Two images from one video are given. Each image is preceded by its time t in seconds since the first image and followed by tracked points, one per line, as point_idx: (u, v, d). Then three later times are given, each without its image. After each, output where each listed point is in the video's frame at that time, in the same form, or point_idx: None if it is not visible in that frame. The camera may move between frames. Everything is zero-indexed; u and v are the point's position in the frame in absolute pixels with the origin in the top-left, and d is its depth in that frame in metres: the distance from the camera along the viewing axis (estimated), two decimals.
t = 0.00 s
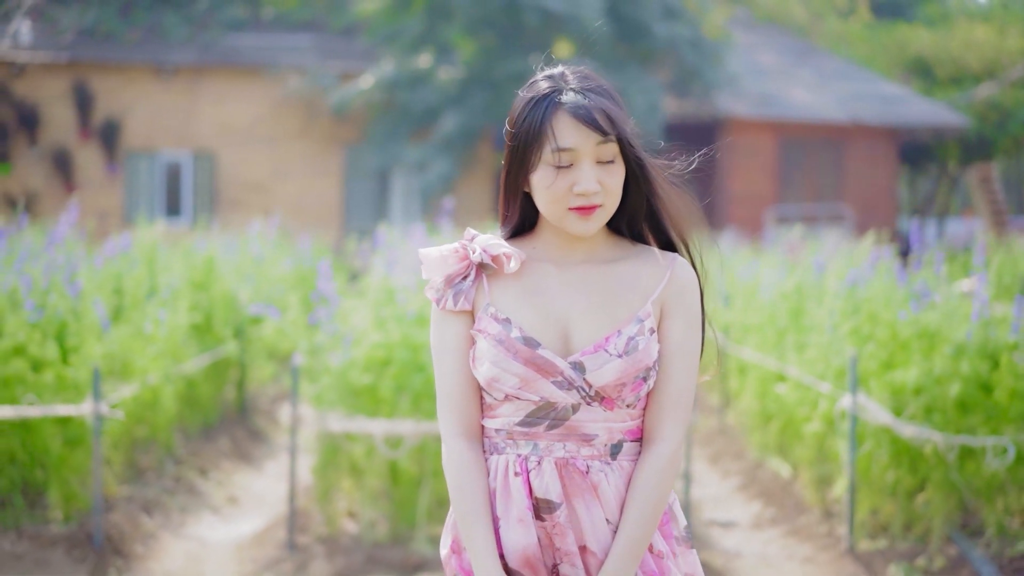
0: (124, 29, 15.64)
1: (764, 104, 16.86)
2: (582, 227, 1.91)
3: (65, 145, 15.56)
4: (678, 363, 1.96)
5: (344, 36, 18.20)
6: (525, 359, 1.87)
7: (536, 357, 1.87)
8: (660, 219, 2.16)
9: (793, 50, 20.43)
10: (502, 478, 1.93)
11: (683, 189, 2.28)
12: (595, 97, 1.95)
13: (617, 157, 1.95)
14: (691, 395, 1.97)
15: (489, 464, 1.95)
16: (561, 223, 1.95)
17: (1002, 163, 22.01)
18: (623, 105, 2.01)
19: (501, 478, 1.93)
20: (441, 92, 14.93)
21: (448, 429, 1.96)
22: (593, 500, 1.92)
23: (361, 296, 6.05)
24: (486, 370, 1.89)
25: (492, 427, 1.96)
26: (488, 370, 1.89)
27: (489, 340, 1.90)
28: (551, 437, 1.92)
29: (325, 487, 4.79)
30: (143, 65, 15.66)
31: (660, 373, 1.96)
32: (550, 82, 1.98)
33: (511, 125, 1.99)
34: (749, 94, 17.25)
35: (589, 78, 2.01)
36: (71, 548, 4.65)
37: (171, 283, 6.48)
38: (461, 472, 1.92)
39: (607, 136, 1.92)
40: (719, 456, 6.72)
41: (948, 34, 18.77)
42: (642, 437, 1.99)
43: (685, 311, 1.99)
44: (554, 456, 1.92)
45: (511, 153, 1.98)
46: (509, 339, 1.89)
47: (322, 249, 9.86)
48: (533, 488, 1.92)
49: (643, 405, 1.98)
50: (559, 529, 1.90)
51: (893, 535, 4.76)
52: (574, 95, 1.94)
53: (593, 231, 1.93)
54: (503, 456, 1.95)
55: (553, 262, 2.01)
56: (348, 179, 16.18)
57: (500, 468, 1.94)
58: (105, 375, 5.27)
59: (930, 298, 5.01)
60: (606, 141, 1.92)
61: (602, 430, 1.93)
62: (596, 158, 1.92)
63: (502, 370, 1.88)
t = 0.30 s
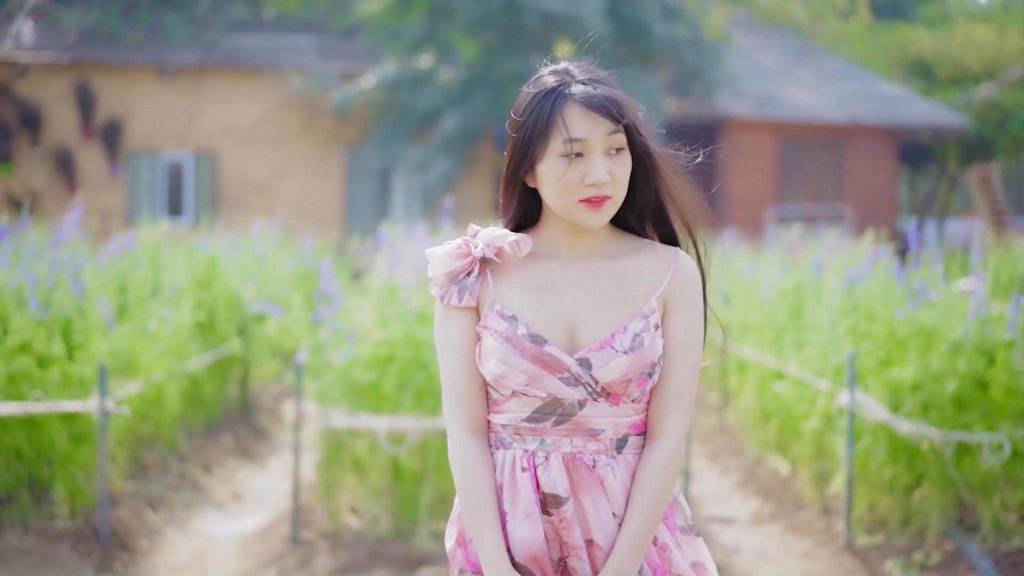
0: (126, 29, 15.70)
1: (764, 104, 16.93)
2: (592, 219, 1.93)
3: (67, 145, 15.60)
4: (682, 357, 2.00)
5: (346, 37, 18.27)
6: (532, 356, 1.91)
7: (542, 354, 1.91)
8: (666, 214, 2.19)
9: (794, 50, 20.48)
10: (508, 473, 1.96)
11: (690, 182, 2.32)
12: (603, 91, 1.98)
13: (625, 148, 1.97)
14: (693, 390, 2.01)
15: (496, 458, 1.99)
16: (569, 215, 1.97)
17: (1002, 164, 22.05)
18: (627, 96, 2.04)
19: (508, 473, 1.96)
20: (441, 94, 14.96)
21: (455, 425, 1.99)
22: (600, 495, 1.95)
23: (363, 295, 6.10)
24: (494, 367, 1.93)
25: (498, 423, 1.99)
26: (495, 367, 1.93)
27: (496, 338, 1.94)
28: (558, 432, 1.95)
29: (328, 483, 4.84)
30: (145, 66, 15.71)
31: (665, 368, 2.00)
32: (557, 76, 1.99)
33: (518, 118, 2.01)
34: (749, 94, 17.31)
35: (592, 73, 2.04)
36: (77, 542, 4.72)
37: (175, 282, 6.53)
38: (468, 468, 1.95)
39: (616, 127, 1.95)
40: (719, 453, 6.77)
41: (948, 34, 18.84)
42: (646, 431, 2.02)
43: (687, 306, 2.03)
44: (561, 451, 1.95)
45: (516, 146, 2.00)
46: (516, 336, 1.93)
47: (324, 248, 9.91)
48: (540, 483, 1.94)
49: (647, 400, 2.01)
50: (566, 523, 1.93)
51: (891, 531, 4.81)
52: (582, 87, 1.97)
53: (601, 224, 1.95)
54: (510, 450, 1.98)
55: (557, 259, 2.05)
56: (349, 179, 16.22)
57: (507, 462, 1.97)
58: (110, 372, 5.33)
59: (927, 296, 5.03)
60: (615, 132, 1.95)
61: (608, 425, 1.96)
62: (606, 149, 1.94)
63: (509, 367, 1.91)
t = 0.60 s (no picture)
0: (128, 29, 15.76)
1: (764, 105, 17.00)
2: (601, 216, 1.96)
3: (69, 145, 15.68)
4: (685, 360, 2.02)
5: (346, 37, 18.34)
6: (540, 359, 1.92)
7: (550, 356, 1.92)
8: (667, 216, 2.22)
9: (794, 51, 20.53)
10: (516, 474, 1.97)
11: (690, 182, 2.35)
12: (611, 90, 2.02)
13: (632, 146, 2.01)
14: (696, 390, 2.04)
15: (503, 460, 2.00)
16: (577, 214, 2.00)
17: (1002, 164, 22.12)
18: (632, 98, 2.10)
19: (516, 475, 1.97)
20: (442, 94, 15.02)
21: (462, 428, 2.00)
22: (607, 494, 1.97)
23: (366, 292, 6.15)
24: (501, 369, 1.94)
25: (505, 424, 2.00)
26: (502, 370, 1.94)
27: (503, 340, 1.95)
28: (565, 434, 1.96)
29: (332, 478, 4.90)
30: (147, 66, 15.76)
31: (669, 369, 2.02)
32: (566, 77, 2.04)
33: (528, 117, 2.04)
34: (749, 94, 17.38)
35: (599, 74, 2.09)
36: (85, 537, 4.78)
37: (179, 280, 6.59)
38: (477, 470, 1.95)
39: (625, 125, 1.99)
40: (719, 450, 6.82)
41: (948, 35, 18.92)
42: (649, 431, 2.04)
43: (690, 307, 2.05)
44: (568, 452, 1.96)
45: (526, 145, 2.03)
46: (524, 339, 1.94)
47: (326, 247, 9.97)
48: (548, 484, 1.96)
49: (651, 400, 2.03)
50: (574, 524, 1.95)
51: (889, 526, 4.86)
52: (592, 86, 2.01)
53: (611, 220, 1.98)
54: (516, 452, 1.99)
55: (561, 260, 2.06)
56: (350, 179, 16.28)
57: (514, 464, 1.98)
58: (117, 369, 5.39)
59: (925, 295, 5.05)
60: (624, 131, 1.99)
61: (614, 426, 1.97)
62: (616, 145, 1.98)
63: (517, 370, 1.93)
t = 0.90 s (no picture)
0: (130, 30, 15.84)
1: (764, 105, 17.08)
2: (611, 210, 1.98)
3: (72, 145, 15.78)
4: (689, 360, 2.00)
5: (348, 38, 18.41)
6: (545, 356, 1.91)
7: (555, 354, 1.90)
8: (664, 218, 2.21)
9: (795, 51, 20.59)
10: (521, 472, 1.95)
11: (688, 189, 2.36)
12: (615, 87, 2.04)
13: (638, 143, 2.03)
14: (700, 389, 2.02)
15: (507, 458, 1.98)
16: (582, 211, 2.01)
17: (1002, 164, 22.18)
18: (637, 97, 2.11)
19: (521, 473, 1.95)
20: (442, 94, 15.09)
21: (466, 427, 1.97)
22: (612, 493, 1.95)
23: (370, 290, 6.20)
24: (506, 367, 1.92)
25: (509, 422, 1.98)
26: (507, 368, 1.92)
27: (508, 338, 1.93)
28: (569, 432, 1.95)
29: (337, 473, 4.97)
30: (150, 66, 15.83)
31: (673, 367, 2.00)
32: (570, 75, 2.06)
33: (533, 116, 2.05)
34: (749, 94, 17.45)
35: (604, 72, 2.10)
36: (92, 531, 4.84)
37: (184, 278, 6.66)
38: (482, 467, 1.93)
39: (630, 122, 2.01)
40: (719, 447, 6.88)
41: (948, 36, 18.99)
42: (653, 430, 2.02)
43: (693, 307, 2.03)
44: (573, 450, 1.95)
45: (532, 142, 2.04)
46: (528, 337, 1.92)
47: (329, 246, 10.04)
48: (552, 482, 1.94)
49: (654, 399, 2.01)
50: (578, 522, 1.94)
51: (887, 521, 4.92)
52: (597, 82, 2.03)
53: (618, 216, 1.99)
54: (520, 450, 1.97)
55: (563, 260, 2.03)
56: (351, 179, 16.32)
57: (519, 462, 1.96)
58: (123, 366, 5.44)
59: (921, 293, 5.15)
60: (630, 127, 2.01)
61: (619, 424, 1.96)
62: (622, 141, 2.00)
63: (521, 368, 1.91)
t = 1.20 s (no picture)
0: (132, 30, 15.90)
1: (765, 105, 17.15)
2: (606, 205, 2.01)
3: (75, 145, 15.85)
4: (690, 354, 2.01)
5: (350, 38, 18.48)
6: (543, 345, 1.93)
7: (553, 343, 1.93)
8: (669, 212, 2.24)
9: (796, 52, 20.64)
10: (520, 462, 1.97)
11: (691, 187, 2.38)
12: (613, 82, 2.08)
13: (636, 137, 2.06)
14: (703, 385, 2.02)
15: (506, 449, 2.00)
16: (581, 204, 2.04)
17: (1002, 164, 22.23)
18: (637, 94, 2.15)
19: (520, 463, 1.98)
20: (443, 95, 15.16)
21: (467, 417, 2.01)
22: (609, 485, 1.96)
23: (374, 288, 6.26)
24: (504, 356, 1.95)
25: (509, 413, 2.00)
26: (505, 356, 1.95)
27: (507, 327, 1.96)
28: (567, 422, 1.96)
29: (341, 469, 5.04)
30: (152, 67, 15.89)
31: (674, 361, 2.01)
32: (570, 72, 2.09)
33: (532, 113, 2.10)
34: (750, 95, 17.52)
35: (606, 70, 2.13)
36: (100, 526, 4.91)
37: (189, 277, 6.73)
38: (480, 457, 1.96)
39: (626, 115, 2.05)
40: (718, 445, 6.95)
41: (948, 37, 19.04)
42: (655, 426, 2.03)
43: (697, 302, 2.04)
44: (570, 441, 1.96)
45: (531, 139, 2.09)
46: (527, 326, 1.95)
47: (332, 245, 10.11)
48: (550, 473, 1.96)
49: (657, 393, 2.02)
50: (575, 513, 1.95)
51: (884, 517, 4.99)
52: (595, 77, 2.07)
53: (616, 210, 2.03)
54: (520, 440, 1.99)
55: (567, 254, 2.06)
56: (353, 179, 16.39)
57: (518, 452, 1.98)
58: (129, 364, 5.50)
59: (917, 292, 5.28)
60: (626, 121, 2.04)
61: (617, 416, 1.97)
62: (618, 135, 2.03)
63: (519, 356, 1.94)
